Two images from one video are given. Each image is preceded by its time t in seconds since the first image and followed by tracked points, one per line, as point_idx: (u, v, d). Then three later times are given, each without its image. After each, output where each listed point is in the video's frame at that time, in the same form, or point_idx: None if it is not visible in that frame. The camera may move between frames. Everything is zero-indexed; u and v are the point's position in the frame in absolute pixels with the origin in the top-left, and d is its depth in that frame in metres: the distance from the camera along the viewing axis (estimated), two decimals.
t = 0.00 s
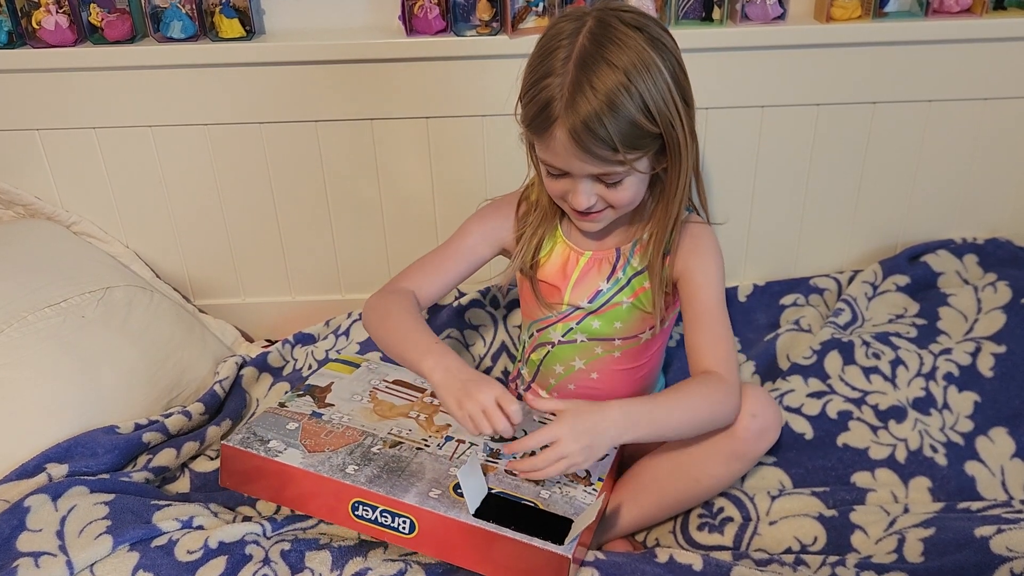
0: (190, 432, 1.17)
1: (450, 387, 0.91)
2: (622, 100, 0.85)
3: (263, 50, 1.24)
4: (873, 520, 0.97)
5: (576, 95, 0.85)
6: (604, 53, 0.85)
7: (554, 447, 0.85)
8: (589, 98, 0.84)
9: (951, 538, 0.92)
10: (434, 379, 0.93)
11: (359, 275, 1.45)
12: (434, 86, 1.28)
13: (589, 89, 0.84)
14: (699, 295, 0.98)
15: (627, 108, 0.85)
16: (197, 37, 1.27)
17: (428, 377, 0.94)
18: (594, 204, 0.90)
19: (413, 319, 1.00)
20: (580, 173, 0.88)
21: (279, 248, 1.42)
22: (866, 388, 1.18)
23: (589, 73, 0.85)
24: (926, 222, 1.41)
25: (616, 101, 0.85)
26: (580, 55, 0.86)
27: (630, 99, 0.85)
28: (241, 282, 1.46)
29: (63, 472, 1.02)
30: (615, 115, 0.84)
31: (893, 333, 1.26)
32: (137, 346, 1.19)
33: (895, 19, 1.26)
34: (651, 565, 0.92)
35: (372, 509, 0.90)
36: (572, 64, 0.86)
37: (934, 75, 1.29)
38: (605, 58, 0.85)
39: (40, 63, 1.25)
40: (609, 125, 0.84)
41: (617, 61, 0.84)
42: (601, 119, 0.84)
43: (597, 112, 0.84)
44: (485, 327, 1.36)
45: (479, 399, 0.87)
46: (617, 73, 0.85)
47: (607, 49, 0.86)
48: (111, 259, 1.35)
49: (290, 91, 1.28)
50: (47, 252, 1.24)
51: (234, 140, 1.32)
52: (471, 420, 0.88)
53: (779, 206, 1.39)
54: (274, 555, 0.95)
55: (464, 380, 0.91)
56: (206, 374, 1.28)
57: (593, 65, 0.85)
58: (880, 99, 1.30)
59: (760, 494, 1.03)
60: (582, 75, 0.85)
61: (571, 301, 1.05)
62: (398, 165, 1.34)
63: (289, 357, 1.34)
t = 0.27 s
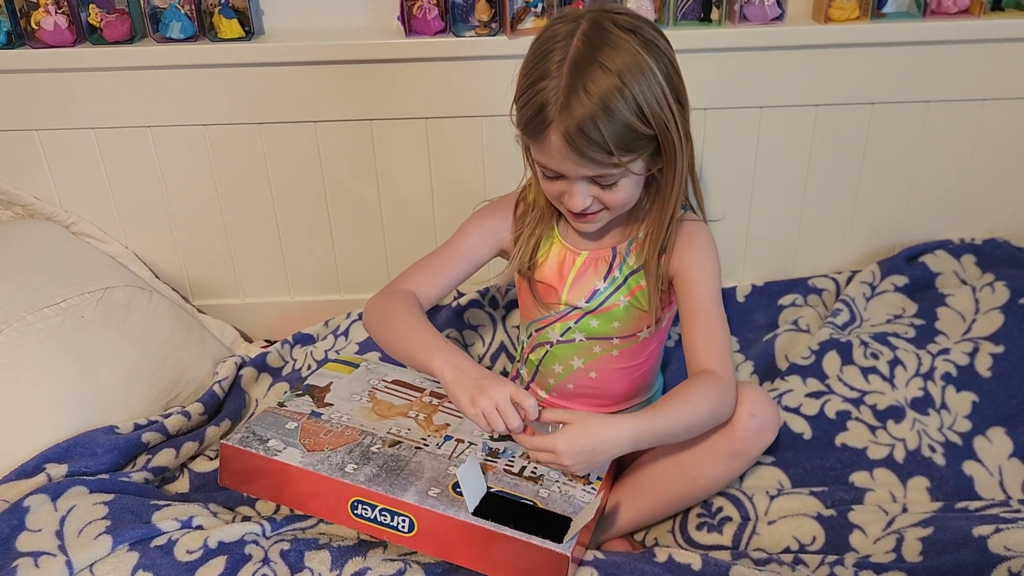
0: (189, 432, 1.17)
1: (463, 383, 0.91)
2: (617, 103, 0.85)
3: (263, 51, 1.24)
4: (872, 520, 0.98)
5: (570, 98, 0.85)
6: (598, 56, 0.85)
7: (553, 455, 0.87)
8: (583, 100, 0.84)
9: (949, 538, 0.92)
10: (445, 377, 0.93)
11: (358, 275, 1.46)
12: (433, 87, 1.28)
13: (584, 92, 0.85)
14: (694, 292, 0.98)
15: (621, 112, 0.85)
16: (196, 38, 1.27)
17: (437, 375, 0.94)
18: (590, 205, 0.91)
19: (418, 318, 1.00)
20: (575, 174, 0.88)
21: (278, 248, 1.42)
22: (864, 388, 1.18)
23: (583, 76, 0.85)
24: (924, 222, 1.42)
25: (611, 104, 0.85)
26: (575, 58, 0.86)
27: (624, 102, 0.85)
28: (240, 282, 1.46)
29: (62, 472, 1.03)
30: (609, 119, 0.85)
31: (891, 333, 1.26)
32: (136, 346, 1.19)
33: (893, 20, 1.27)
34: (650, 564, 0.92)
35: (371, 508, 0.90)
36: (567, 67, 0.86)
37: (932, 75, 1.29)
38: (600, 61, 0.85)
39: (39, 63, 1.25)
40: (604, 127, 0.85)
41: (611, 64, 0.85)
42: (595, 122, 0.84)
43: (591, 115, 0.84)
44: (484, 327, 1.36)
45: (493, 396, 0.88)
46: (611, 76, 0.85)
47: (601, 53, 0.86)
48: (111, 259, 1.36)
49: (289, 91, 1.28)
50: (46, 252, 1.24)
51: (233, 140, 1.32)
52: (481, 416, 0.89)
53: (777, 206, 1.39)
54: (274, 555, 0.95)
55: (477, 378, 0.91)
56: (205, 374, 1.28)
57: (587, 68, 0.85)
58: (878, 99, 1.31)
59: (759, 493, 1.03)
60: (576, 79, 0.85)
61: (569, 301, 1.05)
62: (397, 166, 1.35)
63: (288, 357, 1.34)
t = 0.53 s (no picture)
0: (187, 434, 1.17)
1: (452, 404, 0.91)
2: (608, 110, 0.85)
3: (261, 52, 1.24)
4: (869, 520, 0.98)
5: (562, 106, 0.85)
6: (590, 63, 0.86)
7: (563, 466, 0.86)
8: (574, 108, 0.85)
9: (946, 538, 0.93)
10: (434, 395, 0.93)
11: (355, 276, 1.46)
12: (431, 88, 1.28)
13: (575, 99, 0.85)
14: (693, 291, 0.98)
15: (613, 118, 0.85)
16: (194, 39, 1.27)
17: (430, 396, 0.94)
18: (584, 210, 0.91)
19: (414, 330, 1.00)
20: (568, 180, 0.88)
21: (276, 250, 1.42)
22: (861, 389, 1.18)
23: (575, 83, 0.86)
24: (920, 223, 1.42)
25: (602, 111, 0.85)
26: (566, 66, 0.86)
27: (615, 109, 0.85)
28: (238, 283, 1.46)
29: (60, 473, 1.03)
30: (601, 126, 0.85)
31: (888, 334, 1.27)
32: (134, 347, 1.19)
33: (890, 22, 1.27)
34: (648, 565, 0.92)
35: (370, 510, 0.90)
36: (558, 75, 0.87)
37: (929, 77, 1.29)
38: (591, 68, 0.85)
39: (37, 64, 1.25)
40: (595, 135, 0.85)
41: (602, 72, 0.85)
42: (586, 129, 0.84)
43: (582, 122, 0.84)
44: (482, 328, 1.36)
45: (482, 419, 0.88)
46: (602, 83, 0.85)
47: (593, 60, 0.86)
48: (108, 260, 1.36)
49: (286, 92, 1.28)
50: (43, 253, 1.24)
51: (231, 142, 1.32)
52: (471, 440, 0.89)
53: (774, 207, 1.40)
54: (272, 556, 0.95)
55: (467, 402, 0.91)
56: (203, 375, 1.28)
57: (578, 76, 0.86)
58: (875, 101, 1.31)
59: (756, 494, 1.04)
60: (568, 86, 0.86)
61: (566, 303, 1.05)
62: (394, 167, 1.35)
63: (286, 358, 1.34)
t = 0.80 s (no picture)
0: (182, 435, 1.17)
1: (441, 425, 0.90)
2: (600, 113, 0.85)
3: (257, 52, 1.24)
4: (864, 520, 0.98)
5: (553, 109, 0.85)
6: (582, 67, 0.86)
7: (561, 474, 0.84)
8: (566, 111, 0.85)
9: (941, 538, 0.93)
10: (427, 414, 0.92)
11: (352, 277, 1.46)
12: (428, 89, 1.28)
13: (567, 103, 0.85)
14: (690, 285, 0.97)
15: (605, 122, 0.85)
16: (191, 40, 1.27)
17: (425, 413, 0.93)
18: (577, 212, 0.91)
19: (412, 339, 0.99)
20: (560, 183, 0.88)
21: (272, 250, 1.42)
22: (857, 389, 1.18)
23: (567, 86, 0.86)
24: (916, 224, 1.42)
25: (594, 115, 0.85)
26: (558, 69, 0.86)
27: (607, 113, 0.85)
28: (234, 284, 1.46)
29: (55, 474, 1.02)
30: (593, 129, 0.85)
31: (884, 335, 1.27)
32: (130, 348, 1.19)
33: (885, 23, 1.28)
34: (644, 565, 0.92)
35: (365, 512, 0.90)
36: (550, 78, 0.87)
37: (924, 78, 1.30)
38: (583, 72, 0.86)
39: (33, 65, 1.25)
40: (587, 138, 0.85)
41: (594, 75, 0.85)
42: (578, 132, 0.85)
43: (574, 125, 0.84)
44: (478, 329, 1.36)
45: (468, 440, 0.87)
46: (594, 87, 0.85)
47: (585, 63, 0.86)
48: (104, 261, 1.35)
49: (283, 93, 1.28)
50: (38, 254, 1.24)
51: (227, 142, 1.32)
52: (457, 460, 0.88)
53: (770, 208, 1.40)
54: (268, 557, 0.95)
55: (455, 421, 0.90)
56: (198, 376, 1.28)
57: (571, 79, 0.86)
58: (870, 102, 1.31)
59: (752, 495, 1.04)
60: (559, 89, 0.86)
61: (559, 303, 1.05)
62: (391, 168, 1.35)
63: (282, 359, 1.34)
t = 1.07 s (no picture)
0: (176, 437, 1.17)
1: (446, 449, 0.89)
2: (591, 115, 0.85)
3: (252, 54, 1.24)
4: (858, 523, 0.98)
5: (544, 110, 0.85)
6: (572, 69, 0.86)
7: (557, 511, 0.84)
8: (557, 114, 0.85)
9: (935, 540, 0.93)
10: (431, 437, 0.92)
11: (347, 279, 1.45)
12: (423, 91, 1.28)
13: (558, 104, 0.85)
14: (682, 288, 0.97)
15: (595, 123, 0.85)
16: (185, 41, 1.27)
17: (430, 438, 0.92)
18: (569, 214, 0.91)
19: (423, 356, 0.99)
20: (552, 184, 0.88)
21: (267, 252, 1.42)
22: (851, 391, 1.18)
23: (557, 88, 0.86)
24: (910, 227, 1.43)
25: (585, 116, 0.85)
26: (549, 71, 0.86)
27: (598, 114, 0.85)
28: (228, 286, 1.46)
29: (48, 477, 1.02)
30: (584, 130, 0.85)
31: (878, 337, 1.27)
32: (123, 351, 1.19)
33: (879, 26, 1.28)
34: (638, 568, 0.92)
35: (359, 515, 0.90)
36: (541, 79, 0.87)
37: (918, 80, 1.30)
38: (574, 74, 0.86)
39: (26, 66, 1.24)
40: (578, 139, 0.85)
41: (585, 77, 0.85)
42: (569, 134, 0.85)
43: (565, 127, 0.85)
44: (474, 331, 1.36)
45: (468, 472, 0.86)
46: (585, 88, 0.85)
47: (575, 65, 0.86)
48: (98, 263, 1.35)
49: (277, 95, 1.28)
50: (32, 256, 1.24)
51: (222, 144, 1.32)
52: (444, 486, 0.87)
53: (765, 210, 1.40)
54: (262, 560, 0.95)
55: (461, 450, 0.89)
56: (193, 378, 1.28)
57: (561, 81, 0.86)
58: (865, 105, 1.31)
59: (746, 497, 1.04)
60: (550, 91, 0.86)
61: (552, 303, 1.06)
62: (386, 169, 1.35)
63: (277, 361, 1.34)
